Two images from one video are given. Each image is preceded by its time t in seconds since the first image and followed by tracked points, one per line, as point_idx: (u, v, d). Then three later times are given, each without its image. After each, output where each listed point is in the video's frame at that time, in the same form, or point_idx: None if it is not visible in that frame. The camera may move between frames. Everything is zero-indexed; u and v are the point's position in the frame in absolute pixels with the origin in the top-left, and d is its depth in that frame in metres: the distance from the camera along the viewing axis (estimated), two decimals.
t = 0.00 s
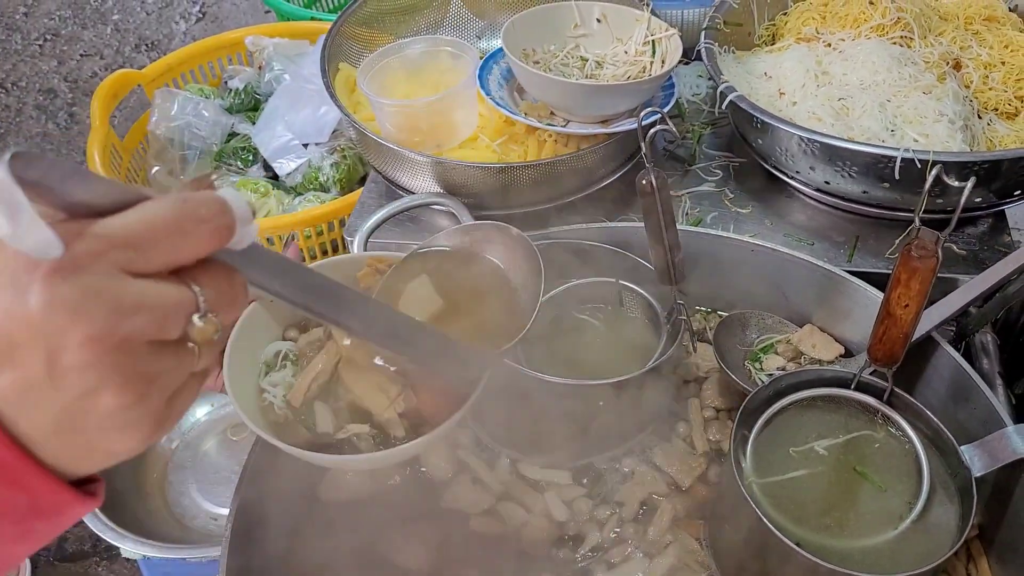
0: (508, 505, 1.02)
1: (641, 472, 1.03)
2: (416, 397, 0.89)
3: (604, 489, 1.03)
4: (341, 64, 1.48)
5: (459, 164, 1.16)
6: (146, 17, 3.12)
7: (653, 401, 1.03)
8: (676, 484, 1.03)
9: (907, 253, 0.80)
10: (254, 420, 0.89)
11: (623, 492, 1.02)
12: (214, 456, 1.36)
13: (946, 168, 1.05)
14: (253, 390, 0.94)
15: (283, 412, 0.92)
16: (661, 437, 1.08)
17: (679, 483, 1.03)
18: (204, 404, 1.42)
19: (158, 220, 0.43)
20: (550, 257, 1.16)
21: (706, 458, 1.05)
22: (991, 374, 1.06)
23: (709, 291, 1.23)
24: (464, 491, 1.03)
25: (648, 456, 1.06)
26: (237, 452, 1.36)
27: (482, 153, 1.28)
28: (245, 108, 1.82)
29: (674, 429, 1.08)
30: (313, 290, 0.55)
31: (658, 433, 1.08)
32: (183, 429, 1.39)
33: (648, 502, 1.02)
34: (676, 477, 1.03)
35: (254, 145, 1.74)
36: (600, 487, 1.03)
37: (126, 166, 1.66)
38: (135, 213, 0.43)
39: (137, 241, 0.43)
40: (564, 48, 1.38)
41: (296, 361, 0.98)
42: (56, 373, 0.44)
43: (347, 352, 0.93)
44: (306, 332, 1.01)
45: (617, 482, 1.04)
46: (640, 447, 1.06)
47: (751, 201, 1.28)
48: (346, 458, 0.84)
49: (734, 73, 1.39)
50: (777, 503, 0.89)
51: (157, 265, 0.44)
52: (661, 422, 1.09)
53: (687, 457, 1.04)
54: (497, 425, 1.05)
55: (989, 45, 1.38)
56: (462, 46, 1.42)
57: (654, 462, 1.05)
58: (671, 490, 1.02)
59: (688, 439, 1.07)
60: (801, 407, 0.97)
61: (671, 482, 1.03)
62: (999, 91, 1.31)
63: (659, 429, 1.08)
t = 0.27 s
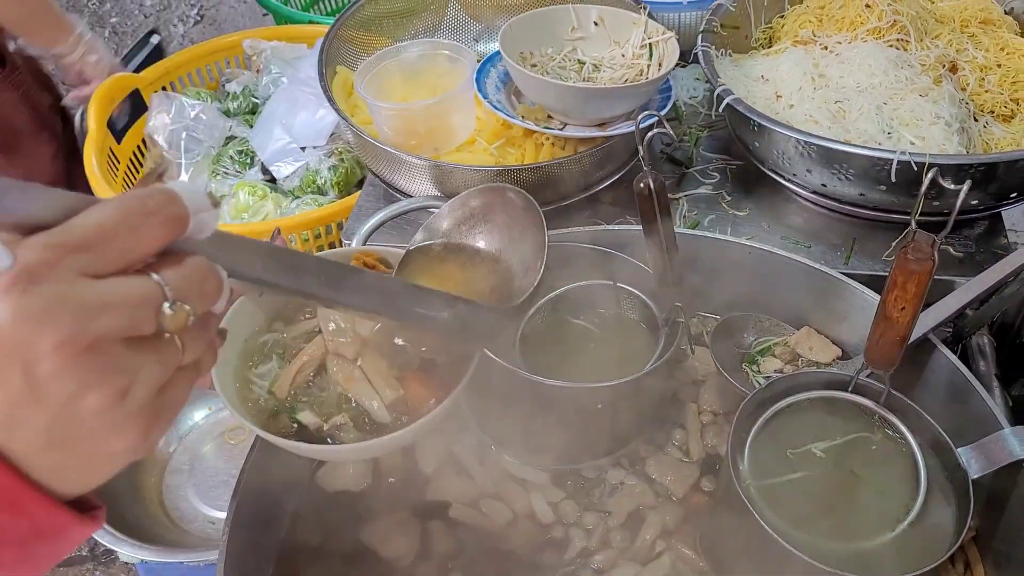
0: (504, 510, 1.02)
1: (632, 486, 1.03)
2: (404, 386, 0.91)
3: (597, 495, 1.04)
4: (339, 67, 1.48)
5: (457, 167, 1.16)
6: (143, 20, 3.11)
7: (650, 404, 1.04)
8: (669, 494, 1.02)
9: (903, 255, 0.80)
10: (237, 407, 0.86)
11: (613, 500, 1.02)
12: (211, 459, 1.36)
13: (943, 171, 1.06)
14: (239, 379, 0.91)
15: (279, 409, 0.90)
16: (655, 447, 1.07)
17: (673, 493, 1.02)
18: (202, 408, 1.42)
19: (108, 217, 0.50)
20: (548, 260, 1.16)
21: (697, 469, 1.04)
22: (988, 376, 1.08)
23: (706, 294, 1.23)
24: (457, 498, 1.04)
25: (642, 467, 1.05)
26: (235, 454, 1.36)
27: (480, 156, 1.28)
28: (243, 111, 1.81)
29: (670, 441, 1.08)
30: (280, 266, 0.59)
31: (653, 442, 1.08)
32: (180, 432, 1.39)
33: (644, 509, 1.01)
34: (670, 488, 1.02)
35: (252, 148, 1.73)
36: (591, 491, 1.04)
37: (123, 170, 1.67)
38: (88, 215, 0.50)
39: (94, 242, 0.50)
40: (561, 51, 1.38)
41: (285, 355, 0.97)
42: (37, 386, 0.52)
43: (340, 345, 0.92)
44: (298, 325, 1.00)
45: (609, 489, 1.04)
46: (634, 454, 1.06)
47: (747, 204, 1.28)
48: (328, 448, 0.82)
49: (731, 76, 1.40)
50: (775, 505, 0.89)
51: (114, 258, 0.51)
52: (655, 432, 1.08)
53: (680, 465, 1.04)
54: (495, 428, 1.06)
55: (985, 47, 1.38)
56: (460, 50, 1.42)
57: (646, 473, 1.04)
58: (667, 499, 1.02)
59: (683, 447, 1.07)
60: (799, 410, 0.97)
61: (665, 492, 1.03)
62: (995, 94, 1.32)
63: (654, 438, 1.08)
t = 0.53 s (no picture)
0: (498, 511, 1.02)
1: (625, 487, 1.03)
2: (378, 367, 1.05)
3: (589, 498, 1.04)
4: (331, 67, 1.47)
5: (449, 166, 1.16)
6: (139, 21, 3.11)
7: (643, 404, 1.03)
8: (663, 493, 1.03)
9: (895, 253, 0.80)
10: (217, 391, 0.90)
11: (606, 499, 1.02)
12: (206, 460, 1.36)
13: (936, 169, 1.05)
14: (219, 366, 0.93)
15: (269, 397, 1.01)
16: (647, 447, 1.07)
17: (667, 492, 1.02)
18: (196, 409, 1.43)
19: (185, 329, 0.55)
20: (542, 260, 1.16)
21: (691, 467, 1.04)
22: (982, 376, 1.07)
23: (700, 294, 1.23)
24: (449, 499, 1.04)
25: (634, 467, 1.06)
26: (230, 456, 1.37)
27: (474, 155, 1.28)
28: (237, 111, 1.81)
29: (661, 442, 1.08)
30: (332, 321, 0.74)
31: (646, 442, 1.08)
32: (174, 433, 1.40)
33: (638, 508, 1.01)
34: (664, 487, 1.02)
35: (246, 149, 1.74)
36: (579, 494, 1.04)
37: (117, 172, 1.65)
38: (159, 326, 0.54)
39: (161, 349, 0.54)
40: (554, 50, 1.38)
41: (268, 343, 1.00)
42: (91, 492, 0.56)
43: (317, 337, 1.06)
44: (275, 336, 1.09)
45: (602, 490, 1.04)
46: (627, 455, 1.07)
47: (741, 203, 1.28)
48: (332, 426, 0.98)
49: (725, 75, 1.39)
50: (769, 504, 0.89)
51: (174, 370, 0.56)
52: (649, 432, 1.09)
53: (674, 464, 1.04)
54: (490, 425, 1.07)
55: (979, 45, 1.38)
56: (453, 50, 1.42)
57: (639, 472, 1.05)
58: (661, 499, 1.02)
59: (675, 449, 1.06)
60: (793, 410, 0.97)
61: (659, 491, 1.03)
62: (989, 92, 1.31)
63: (647, 440, 1.08)
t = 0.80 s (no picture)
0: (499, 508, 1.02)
1: (624, 484, 1.03)
2: (342, 328, 0.98)
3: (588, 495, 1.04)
4: (330, 68, 1.48)
5: (446, 166, 1.16)
6: (139, 24, 3.12)
7: (641, 403, 1.04)
8: (664, 488, 1.03)
9: (891, 252, 0.81)
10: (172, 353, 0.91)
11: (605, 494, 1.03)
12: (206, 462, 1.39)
13: (932, 168, 1.06)
14: (177, 342, 0.95)
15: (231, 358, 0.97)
16: (649, 443, 1.08)
17: (667, 488, 1.03)
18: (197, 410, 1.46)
19: (221, 455, 0.52)
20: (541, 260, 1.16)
21: (692, 463, 1.05)
22: (979, 374, 1.09)
23: (698, 293, 1.23)
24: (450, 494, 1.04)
25: (636, 462, 1.07)
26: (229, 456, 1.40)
27: (472, 156, 1.28)
28: (236, 113, 1.81)
29: (663, 436, 1.09)
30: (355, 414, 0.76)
31: (646, 438, 1.09)
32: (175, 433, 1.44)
33: (638, 503, 1.02)
34: (664, 482, 1.03)
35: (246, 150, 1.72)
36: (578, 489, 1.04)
37: (117, 174, 1.67)
38: (199, 451, 0.52)
39: (194, 485, 0.52)
40: (552, 51, 1.38)
41: (224, 311, 1.00)
42: None
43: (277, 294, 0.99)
44: (238, 279, 1.03)
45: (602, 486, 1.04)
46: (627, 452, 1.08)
47: (740, 202, 1.29)
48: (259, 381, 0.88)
49: (722, 75, 1.40)
50: (767, 502, 0.89)
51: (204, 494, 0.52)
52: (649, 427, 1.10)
53: (674, 460, 1.05)
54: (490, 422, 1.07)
55: (976, 45, 1.38)
56: (451, 50, 1.42)
57: (640, 467, 1.06)
58: (662, 494, 1.03)
59: (677, 444, 1.08)
60: (791, 408, 0.97)
61: (659, 487, 1.04)
62: (986, 91, 1.32)
63: (647, 434, 1.09)
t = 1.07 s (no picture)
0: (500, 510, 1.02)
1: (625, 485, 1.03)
2: (276, 255, 0.94)
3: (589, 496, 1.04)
4: (332, 71, 1.48)
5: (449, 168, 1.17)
6: (139, 27, 3.13)
7: (641, 404, 1.04)
8: (665, 489, 1.04)
9: (892, 253, 0.81)
10: (114, 293, 0.86)
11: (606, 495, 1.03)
12: (208, 462, 1.42)
13: (932, 169, 1.06)
14: (113, 283, 0.89)
15: (170, 293, 0.90)
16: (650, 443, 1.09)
17: (669, 489, 1.03)
18: (199, 410, 1.50)
19: None
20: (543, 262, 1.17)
21: (694, 462, 1.05)
22: (979, 374, 1.08)
23: (698, 294, 1.24)
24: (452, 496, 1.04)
25: (637, 462, 1.07)
26: (231, 456, 1.43)
27: (474, 157, 1.29)
28: (238, 115, 1.81)
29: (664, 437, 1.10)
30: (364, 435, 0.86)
31: (648, 439, 1.09)
32: (178, 434, 1.45)
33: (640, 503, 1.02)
34: (666, 483, 1.04)
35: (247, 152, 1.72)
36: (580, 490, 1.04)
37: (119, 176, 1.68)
38: None
39: None
40: (552, 54, 1.39)
41: (159, 254, 0.93)
42: None
43: (212, 229, 0.92)
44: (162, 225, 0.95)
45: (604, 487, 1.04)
46: (629, 452, 1.08)
47: (740, 203, 1.29)
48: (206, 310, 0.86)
49: (722, 77, 1.40)
50: (768, 502, 0.90)
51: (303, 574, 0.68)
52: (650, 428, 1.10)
53: (676, 460, 1.05)
54: (491, 423, 1.08)
55: (975, 47, 1.39)
56: (452, 53, 1.43)
57: (642, 469, 1.06)
58: (664, 495, 1.03)
59: (677, 444, 1.08)
60: (792, 408, 0.98)
61: (661, 487, 1.04)
62: (984, 93, 1.32)
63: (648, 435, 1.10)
